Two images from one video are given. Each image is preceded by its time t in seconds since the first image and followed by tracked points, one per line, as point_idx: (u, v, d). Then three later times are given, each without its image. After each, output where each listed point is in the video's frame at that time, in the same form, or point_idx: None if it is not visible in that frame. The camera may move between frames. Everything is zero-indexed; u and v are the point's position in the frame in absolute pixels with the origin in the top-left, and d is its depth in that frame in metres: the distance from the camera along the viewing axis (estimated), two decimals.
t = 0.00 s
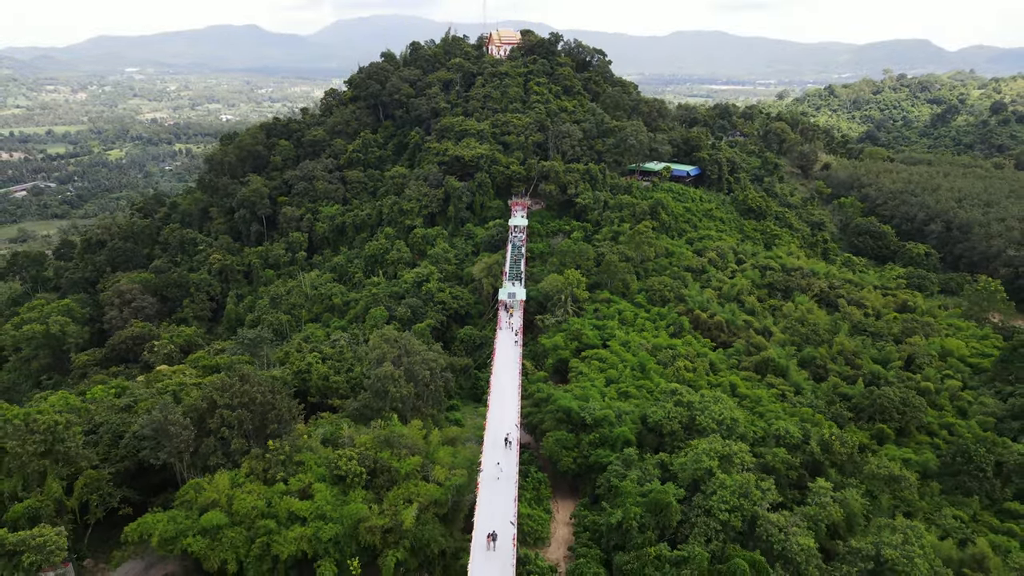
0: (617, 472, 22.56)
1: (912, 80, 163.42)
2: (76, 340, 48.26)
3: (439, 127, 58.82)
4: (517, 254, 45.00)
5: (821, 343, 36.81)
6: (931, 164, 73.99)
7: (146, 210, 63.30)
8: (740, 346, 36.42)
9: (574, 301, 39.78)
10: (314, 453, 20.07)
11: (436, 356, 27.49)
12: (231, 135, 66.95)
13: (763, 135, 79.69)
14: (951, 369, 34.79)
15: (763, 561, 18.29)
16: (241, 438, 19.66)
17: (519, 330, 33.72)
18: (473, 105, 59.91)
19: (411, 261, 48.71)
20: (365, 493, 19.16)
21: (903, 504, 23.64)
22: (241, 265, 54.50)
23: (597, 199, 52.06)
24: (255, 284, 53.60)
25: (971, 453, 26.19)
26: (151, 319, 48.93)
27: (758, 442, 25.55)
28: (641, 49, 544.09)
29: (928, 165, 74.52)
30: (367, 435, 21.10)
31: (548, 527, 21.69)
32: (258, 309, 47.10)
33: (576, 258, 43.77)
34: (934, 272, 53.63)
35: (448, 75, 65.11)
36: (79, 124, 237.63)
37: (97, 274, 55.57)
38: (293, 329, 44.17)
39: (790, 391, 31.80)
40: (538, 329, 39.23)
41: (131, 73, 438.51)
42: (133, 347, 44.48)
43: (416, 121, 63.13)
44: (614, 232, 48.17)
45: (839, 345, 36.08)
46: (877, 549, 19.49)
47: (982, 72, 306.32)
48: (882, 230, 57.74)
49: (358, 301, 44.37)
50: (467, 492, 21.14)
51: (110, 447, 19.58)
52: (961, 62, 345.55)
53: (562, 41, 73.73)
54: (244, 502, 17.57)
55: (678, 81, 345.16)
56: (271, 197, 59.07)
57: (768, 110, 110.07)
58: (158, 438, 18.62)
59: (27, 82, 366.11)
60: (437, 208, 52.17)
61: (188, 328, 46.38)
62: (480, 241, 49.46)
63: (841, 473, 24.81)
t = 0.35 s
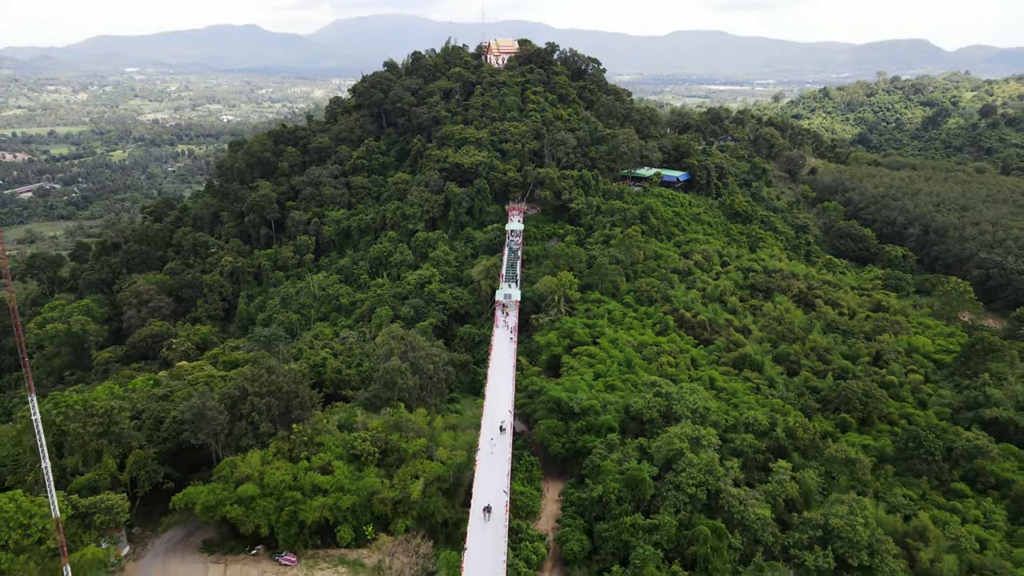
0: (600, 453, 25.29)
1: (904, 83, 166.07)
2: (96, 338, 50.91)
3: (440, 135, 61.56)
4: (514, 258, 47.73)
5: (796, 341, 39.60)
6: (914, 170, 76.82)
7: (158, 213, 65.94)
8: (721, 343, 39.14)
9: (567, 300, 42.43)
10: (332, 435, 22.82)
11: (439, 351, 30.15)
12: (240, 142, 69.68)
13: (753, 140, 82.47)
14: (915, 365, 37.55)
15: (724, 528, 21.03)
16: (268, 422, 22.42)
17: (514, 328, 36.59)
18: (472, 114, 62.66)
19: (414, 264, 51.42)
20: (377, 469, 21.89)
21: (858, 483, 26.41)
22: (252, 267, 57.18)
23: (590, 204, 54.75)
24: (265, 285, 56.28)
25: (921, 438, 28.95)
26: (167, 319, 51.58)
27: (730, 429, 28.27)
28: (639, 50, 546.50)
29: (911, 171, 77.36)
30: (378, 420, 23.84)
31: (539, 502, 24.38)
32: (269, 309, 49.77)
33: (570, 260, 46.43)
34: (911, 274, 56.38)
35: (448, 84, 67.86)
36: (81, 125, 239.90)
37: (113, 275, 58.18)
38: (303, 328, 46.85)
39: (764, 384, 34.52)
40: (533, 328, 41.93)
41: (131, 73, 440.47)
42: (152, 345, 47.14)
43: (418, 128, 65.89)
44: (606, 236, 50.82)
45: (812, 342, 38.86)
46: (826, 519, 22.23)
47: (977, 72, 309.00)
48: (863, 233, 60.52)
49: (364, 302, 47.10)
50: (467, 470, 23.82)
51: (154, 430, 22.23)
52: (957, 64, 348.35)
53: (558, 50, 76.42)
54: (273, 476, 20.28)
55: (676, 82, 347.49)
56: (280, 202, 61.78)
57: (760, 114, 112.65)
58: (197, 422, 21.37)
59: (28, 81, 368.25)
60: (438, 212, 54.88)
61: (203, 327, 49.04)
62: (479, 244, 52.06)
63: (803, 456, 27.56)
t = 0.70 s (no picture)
0: (585, 438, 28.10)
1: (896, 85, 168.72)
2: (113, 336, 53.53)
3: (440, 142, 64.29)
4: (510, 261, 50.51)
5: (773, 339, 42.36)
6: (897, 175, 79.64)
7: (168, 217, 68.59)
8: (703, 340, 41.90)
9: (560, 300, 45.13)
10: (346, 422, 25.63)
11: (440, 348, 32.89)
12: (247, 148, 72.41)
13: (743, 145, 85.26)
14: (883, 361, 40.32)
15: (692, 503, 23.87)
16: (289, 410, 25.34)
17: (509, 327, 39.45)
18: (471, 122, 65.39)
19: (416, 265, 54.04)
20: (386, 452, 24.69)
21: (819, 467, 29.22)
22: (260, 269, 59.85)
23: (584, 208, 57.35)
24: (273, 286, 59.00)
25: (880, 427, 31.78)
26: (181, 319, 54.29)
27: (705, 418, 31.04)
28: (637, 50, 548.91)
29: (894, 176, 80.17)
30: (387, 409, 26.63)
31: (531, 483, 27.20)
32: (278, 309, 52.50)
33: (563, 262, 49.14)
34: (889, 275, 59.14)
35: (448, 93, 70.61)
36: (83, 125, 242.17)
37: (127, 277, 60.86)
38: (311, 327, 49.55)
39: (741, 378, 37.29)
40: (528, 327, 44.66)
41: (130, 73, 442.38)
42: (168, 343, 49.83)
43: (418, 135, 68.62)
44: (598, 239, 53.57)
45: (788, 340, 41.64)
46: (784, 496, 25.05)
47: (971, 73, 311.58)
48: (844, 236, 63.34)
49: (368, 302, 49.86)
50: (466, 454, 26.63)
51: (187, 417, 24.99)
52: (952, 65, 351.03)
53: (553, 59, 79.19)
54: (295, 457, 23.06)
55: (674, 83, 349.25)
56: (286, 207, 64.52)
57: (752, 118, 115.16)
58: (227, 409, 24.16)
59: (29, 82, 370.35)
60: (439, 217, 57.59)
61: (216, 327, 51.74)
62: (477, 247, 54.74)
63: (771, 443, 30.34)
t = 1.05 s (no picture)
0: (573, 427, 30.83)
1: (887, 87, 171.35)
2: (128, 336, 56.14)
3: (440, 149, 66.93)
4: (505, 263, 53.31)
5: (753, 337, 45.08)
6: (881, 179, 82.36)
7: (177, 220, 71.12)
8: (687, 338, 44.58)
9: (552, 301, 47.80)
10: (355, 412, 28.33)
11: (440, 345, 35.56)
12: (253, 154, 75.03)
13: (733, 150, 87.98)
14: (855, 357, 43.03)
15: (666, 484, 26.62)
16: (304, 401, 28.14)
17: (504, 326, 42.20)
18: (469, 130, 68.05)
19: (416, 267, 56.57)
20: (392, 438, 27.39)
21: (788, 454, 31.94)
22: (267, 271, 62.46)
23: (577, 213, 59.98)
24: (280, 287, 61.61)
25: (845, 419, 34.50)
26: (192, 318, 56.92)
27: (684, 409, 33.71)
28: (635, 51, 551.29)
29: (878, 180, 82.90)
30: (392, 401, 29.32)
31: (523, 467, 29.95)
32: (286, 309, 55.14)
33: (556, 265, 51.83)
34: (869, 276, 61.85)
35: (446, 101, 73.31)
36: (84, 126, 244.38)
37: (139, 278, 63.44)
38: (317, 326, 52.17)
39: (721, 374, 40.00)
40: (522, 325, 47.33)
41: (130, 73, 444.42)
42: (182, 342, 52.45)
43: (418, 141, 71.24)
44: (590, 242, 56.24)
45: (766, 338, 44.36)
46: (751, 478, 27.77)
47: (965, 73, 314.17)
48: (827, 239, 66.07)
49: (372, 303, 52.51)
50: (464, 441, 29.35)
51: (211, 408, 27.68)
52: (946, 66, 353.72)
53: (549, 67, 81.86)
54: (311, 442, 25.76)
55: (671, 83, 351.66)
56: (292, 211, 67.16)
57: (746, 122, 117.71)
58: (249, 400, 26.87)
59: (30, 82, 372.50)
60: (438, 221, 60.25)
61: (226, 326, 54.37)
62: (474, 249, 57.27)
63: (745, 432, 33.03)
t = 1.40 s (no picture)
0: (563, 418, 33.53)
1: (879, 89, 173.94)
2: (141, 335, 58.63)
3: (439, 154, 69.53)
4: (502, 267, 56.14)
5: (736, 335, 47.70)
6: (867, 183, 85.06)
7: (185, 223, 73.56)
8: (673, 337, 47.22)
9: (547, 300, 50.31)
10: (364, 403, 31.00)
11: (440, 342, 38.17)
12: (258, 159, 77.53)
13: (723, 154, 90.62)
14: (831, 355, 45.74)
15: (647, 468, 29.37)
16: (317, 394, 30.85)
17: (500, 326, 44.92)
18: (467, 136, 70.66)
19: (416, 267, 59.03)
20: (397, 427, 30.04)
21: (762, 442, 34.65)
22: (274, 272, 64.98)
23: (571, 215, 62.47)
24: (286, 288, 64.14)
25: (817, 411, 37.20)
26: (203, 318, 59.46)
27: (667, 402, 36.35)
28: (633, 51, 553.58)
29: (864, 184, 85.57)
30: (397, 394, 31.99)
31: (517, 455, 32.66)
32: (292, 309, 57.70)
33: (551, 267, 54.47)
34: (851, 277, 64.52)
35: (446, 108, 75.96)
36: (86, 126, 246.20)
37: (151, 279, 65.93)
38: (323, 325, 54.75)
39: (703, 369, 42.65)
40: (518, 324, 49.96)
41: (129, 74, 445.84)
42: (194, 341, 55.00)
43: (418, 147, 73.85)
44: (583, 245, 58.89)
45: (748, 336, 47.01)
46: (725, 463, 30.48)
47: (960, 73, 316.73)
48: (812, 242, 68.82)
49: (375, 303, 55.11)
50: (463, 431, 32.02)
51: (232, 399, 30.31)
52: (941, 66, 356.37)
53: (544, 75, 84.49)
54: (325, 430, 28.45)
55: (668, 83, 353.96)
56: (297, 215, 69.70)
57: (738, 125, 120.34)
58: (268, 392, 29.57)
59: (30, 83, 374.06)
60: (438, 225, 62.87)
61: (236, 325, 56.91)
62: (473, 250, 59.86)
63: (723, 423, 35.67)
